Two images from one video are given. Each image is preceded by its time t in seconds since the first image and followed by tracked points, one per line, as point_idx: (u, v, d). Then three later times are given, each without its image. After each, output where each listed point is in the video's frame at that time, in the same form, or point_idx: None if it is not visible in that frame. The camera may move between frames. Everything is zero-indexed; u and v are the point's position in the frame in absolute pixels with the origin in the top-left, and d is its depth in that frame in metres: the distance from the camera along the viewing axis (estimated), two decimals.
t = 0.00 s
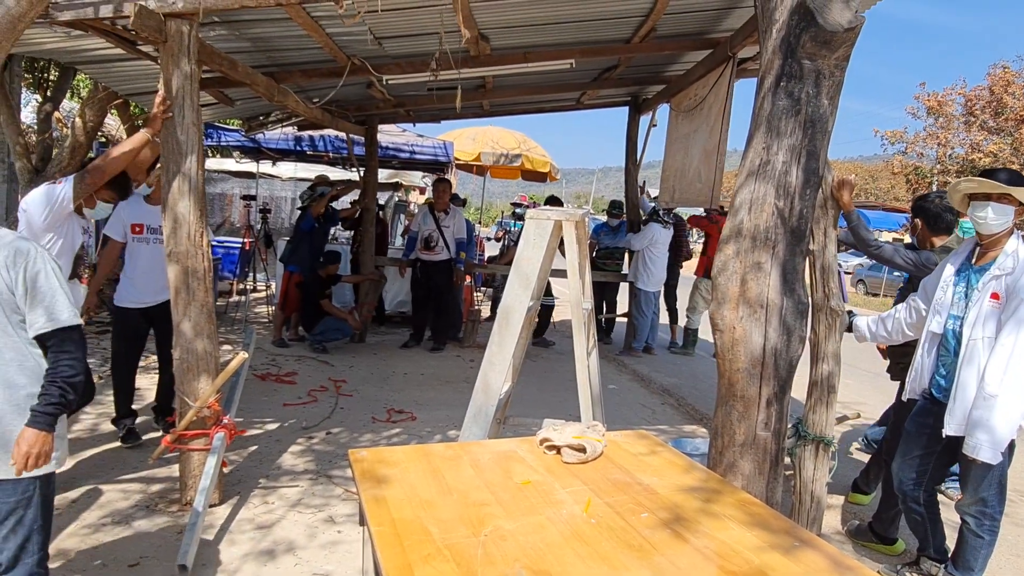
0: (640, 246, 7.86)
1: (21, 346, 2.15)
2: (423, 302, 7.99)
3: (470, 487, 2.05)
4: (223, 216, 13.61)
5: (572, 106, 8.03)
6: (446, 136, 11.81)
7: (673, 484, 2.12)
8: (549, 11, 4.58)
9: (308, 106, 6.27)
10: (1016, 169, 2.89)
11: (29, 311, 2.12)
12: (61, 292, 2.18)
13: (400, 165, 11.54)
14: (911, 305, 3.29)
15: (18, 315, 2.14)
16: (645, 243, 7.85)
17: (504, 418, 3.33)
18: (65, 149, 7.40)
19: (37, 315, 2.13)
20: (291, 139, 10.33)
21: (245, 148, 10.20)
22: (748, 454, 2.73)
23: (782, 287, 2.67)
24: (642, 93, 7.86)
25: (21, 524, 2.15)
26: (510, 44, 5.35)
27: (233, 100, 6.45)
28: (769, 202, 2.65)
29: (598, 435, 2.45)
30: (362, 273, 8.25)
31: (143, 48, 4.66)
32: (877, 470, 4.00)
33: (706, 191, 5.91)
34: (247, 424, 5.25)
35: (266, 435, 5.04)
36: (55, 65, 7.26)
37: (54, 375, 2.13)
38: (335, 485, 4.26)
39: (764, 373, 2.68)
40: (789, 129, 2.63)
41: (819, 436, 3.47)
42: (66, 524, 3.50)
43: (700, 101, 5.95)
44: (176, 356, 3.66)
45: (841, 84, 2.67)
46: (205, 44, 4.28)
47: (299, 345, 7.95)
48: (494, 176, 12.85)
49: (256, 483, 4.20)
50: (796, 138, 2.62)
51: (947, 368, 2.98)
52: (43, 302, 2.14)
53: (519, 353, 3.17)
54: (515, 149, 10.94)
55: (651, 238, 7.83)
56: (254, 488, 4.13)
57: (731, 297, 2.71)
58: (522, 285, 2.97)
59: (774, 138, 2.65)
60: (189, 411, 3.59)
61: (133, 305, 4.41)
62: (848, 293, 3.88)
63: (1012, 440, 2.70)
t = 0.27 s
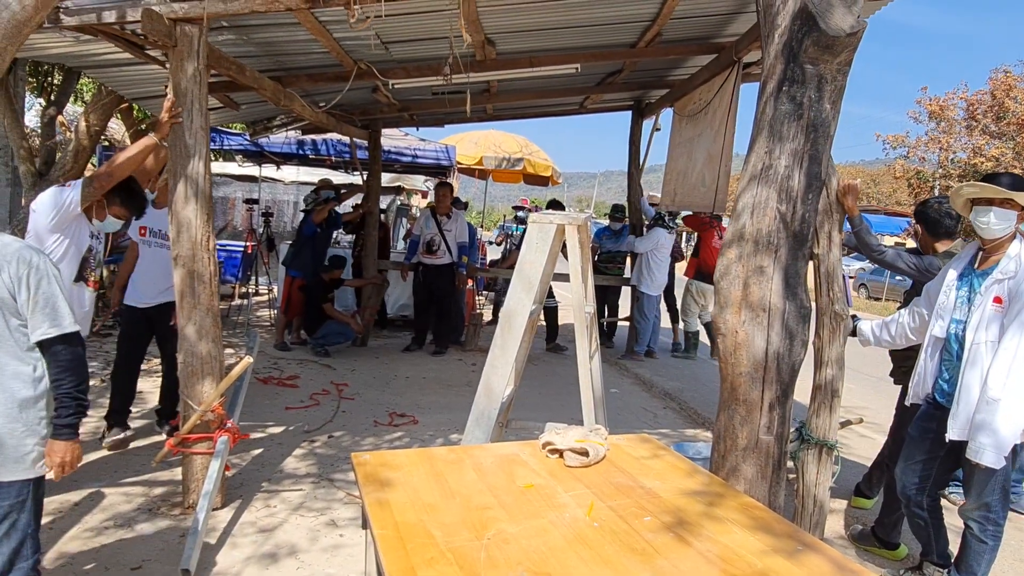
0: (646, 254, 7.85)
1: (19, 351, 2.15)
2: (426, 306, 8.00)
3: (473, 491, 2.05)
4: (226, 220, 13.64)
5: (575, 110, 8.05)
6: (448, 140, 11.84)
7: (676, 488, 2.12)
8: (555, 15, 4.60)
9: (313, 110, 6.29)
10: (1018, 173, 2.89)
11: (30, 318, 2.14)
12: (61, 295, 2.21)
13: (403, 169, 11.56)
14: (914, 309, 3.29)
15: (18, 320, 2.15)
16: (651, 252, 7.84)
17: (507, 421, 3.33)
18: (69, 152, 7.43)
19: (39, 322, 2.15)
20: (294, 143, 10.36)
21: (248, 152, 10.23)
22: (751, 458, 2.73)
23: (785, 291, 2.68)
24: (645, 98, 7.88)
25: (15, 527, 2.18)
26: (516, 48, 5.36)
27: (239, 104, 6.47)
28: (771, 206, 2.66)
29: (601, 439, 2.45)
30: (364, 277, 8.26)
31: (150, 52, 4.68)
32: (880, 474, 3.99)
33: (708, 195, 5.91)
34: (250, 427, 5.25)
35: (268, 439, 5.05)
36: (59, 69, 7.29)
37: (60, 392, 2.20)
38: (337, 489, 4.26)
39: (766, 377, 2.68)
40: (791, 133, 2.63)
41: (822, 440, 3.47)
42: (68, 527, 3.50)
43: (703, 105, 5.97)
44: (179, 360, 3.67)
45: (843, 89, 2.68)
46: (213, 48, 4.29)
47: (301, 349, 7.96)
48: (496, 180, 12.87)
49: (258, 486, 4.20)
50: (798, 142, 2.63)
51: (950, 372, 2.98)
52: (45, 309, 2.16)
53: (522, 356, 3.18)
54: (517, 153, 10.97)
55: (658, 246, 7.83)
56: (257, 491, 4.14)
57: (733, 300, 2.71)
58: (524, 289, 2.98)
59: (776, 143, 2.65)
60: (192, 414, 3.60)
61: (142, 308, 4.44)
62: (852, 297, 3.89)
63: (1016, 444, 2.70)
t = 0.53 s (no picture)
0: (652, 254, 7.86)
1: (14, 358, 2.17)
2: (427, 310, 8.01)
3: (474, 495, 2.05)
4: (227, 223, 13.66)
5: (577, 114, 8.06)
6: (449, 144, 11.85)
7: (678, 492, 2.12)
8: (558, 20, 4.61)
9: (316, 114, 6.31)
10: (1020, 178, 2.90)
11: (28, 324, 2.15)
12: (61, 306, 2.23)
13: (404, 172, 11.57)
14: (916, 314, 3.30)
15: (16, 327, 2.17)
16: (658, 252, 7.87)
17: (508, 425, 3.33)
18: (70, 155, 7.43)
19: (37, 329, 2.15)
20: (295, 147, 10.38)
21: (249, 156, 10.25)
22: (752, 462, 2.73)
23: (786, 295, 2.68)
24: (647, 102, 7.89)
25: None
26: (519, 52, 5.38)
27: (242, 107, 6.48)
28: (773, 210, 2.66)
29: (602, 443, 2.45)
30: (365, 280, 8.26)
31: (154, 56, 4.69)
32: (881, 479, 3.99)
33: (709, 199, 5.92)
34: (250, 430, 5.26)
35: (269, 442, 5.04)
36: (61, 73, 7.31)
37: (44, 393, 2.15)
38: (338, 492, 4.25)
39: (768, 381, 2.68)
40: (793, 138, 2.64)
41: (823, 444, 3.47)
42: (68, 531, 3.50)
43: (706, 110, 5.98)
44: (181, 363, 3.68)
45: (845, 94, 2.69)
46: (217, 51, 4.31)
47: (302, 352, 7.96)
48: (497, 184, 12.89)
49: (259, 490, 4.20)
50: (800, 147, 2.63)
51: (951, 376, 2.98)
52: (44, 316, 2.17)
53: (523, 360, 3.18)
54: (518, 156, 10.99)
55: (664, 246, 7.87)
56: (257, 495, 4.13)
57: (734, 305, 2.72)
58: (526, 293, 2.99)
59: (778, 147, 2.66)
60: (193, 418, 3.60)
61: (132, 312, 4.49)
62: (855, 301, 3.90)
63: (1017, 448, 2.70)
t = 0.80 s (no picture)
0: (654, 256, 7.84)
1: (11, 359, 2.18)
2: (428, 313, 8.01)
3: (475, 498, 2.05)
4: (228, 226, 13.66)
5: (578, 118, 8.07)
6: (450, 148, 11.86)
7: (679, 496, 2.12)
8: (560, 24, 4.62)
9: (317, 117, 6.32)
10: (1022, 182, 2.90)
11: (23, 325, 2.15)
12: (58, 309, 2.22)
13: (405, 175, 11.58)
14: (918, 318, 3.30)
15: (13, 328, 2.17)
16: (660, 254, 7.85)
17: (508, 428, 3.33)
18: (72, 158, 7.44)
19: (31, 331, 2.15)
20: (296, 150, 10.40)
21: (250, 159, 10.26)
22: (753, 466, 2.72)
23: (787, 299, 2.68)
24: (648, 106, 7.90)
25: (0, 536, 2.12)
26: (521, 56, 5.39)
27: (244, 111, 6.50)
28: (774, 214, 2.66)
29: (603, 447, 2.44)
30: (366, 284, 8.27)
31: (156, 59, 4.71)
32: (882, 483, 3.98)
33: (710, 202, 5.92)
34: (251, 434, 5.26)
35: (270, 445, 5.04)
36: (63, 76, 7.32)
37: (40, 393, 2.13)
38: (338, 496, 4.25)
39: (769, 385, 2.68)
40: (794, 142, 2.64)
41: (824, 448, 3.47)
42: (68, 533, 3.50)
43: (708, 114, 5.99)
44: (182, 366, 3.68)
45: (846, 98, 2.69)
46: (220, 55, 4.32)
47: (302, 355, 7.96)
48: (499, 187, 12.91)
49: (259, 493, 4.20)
50: (801, 151, 2.64)
51: (953, 379, 2.97)
52: (39, 317, 2.16)
53: (524, 363, 3.17)
54: (519, 160, 11.01)
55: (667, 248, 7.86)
56: (257, 498, 4.13)
57: (735, 308, 2.72)
58: (527, 296, 2.99)
59: (779, 151, 2.66)
60: (194, 421, 3.61)
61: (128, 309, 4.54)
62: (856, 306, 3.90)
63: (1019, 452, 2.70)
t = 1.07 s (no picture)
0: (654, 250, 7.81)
1: (22, 358, 2.16)
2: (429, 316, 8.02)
3: (477, 501, 2.05)
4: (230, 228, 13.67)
5: (580, 120, 8.07)
6: (452, 150, 11.88)
7: (681, 499, 2.11)
8: (562, 27, 4.62)
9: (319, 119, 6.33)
10: None
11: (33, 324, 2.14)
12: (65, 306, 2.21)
13: (407, 178, 11.58)
14: (920, 321, 3.29)
15: (21, 327, 2.16)
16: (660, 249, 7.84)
17: (510, 431, 3.32)
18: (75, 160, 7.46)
19: (40, 329, 2.14)
20: (298, 153, 10.42)
21: (252, 161, 10.28)
22: (755, 469, 2.72)
23: (790, 302, 2.67)
24: (650, 108, 7.91)
25: (7, 536, 2.13)
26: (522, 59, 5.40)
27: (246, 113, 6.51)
28: (776, 217, 2.66)
29: (605, 450, 2.44)
30: (367, 286, 8.27)
31: (158, 62, 4.72)
32: (884, 486, 3.97)
33: (712, 205, 5.92)
34: (252, 436, 5.26)
35: (271, 448, 5.05)
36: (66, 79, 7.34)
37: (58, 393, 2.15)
38: (339, 499, 4.24)
39: (771, 388, 2.67)
40: (796, 145, 2.64)
41: (826, 451, 3.47)
42: (70, 535, 3.50)
43: (710, 116, 5.99)
44: (183, 369, 3.68)
45: (848, 100, 2.69)
46: (222, 58, 4.33)
47: (304, 358, 7.97)
48: (500, 190, 12.91)
49: (260, 496, 4.19)
50: (803, 154, 2.64)
51: (956, 383, 2.97)
52: (48, 316, 2.15)
53: (526, 366, 3.17)
54: (521, 163, 11.02)
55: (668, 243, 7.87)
56: (259, 501, 4.13)
57: (738, 311, 2.72)
58: (529, 299, 2.99)
59: (781, 154, 2.66)
60: (196, 423, 3.61)
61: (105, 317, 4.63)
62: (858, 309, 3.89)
63: None
